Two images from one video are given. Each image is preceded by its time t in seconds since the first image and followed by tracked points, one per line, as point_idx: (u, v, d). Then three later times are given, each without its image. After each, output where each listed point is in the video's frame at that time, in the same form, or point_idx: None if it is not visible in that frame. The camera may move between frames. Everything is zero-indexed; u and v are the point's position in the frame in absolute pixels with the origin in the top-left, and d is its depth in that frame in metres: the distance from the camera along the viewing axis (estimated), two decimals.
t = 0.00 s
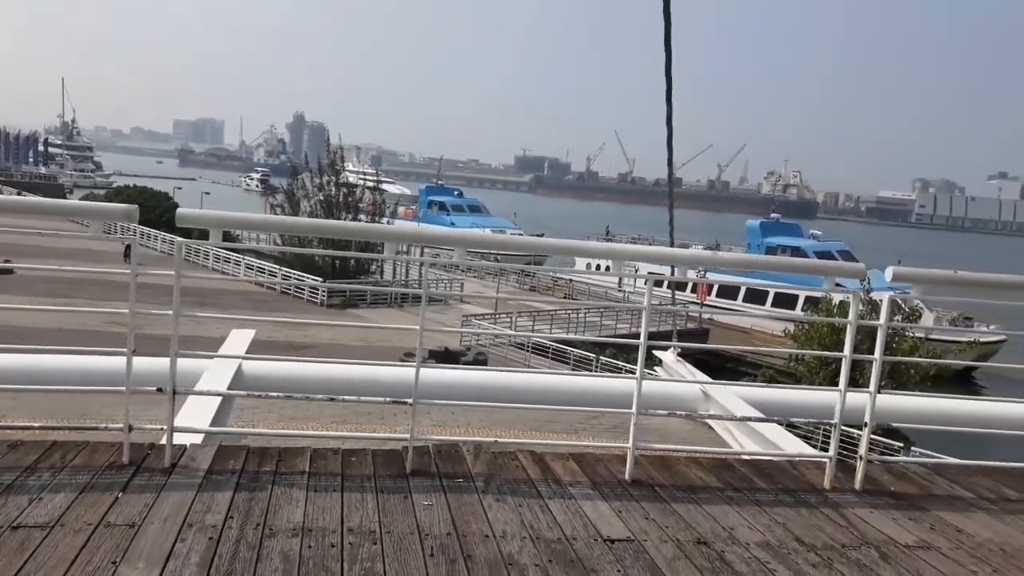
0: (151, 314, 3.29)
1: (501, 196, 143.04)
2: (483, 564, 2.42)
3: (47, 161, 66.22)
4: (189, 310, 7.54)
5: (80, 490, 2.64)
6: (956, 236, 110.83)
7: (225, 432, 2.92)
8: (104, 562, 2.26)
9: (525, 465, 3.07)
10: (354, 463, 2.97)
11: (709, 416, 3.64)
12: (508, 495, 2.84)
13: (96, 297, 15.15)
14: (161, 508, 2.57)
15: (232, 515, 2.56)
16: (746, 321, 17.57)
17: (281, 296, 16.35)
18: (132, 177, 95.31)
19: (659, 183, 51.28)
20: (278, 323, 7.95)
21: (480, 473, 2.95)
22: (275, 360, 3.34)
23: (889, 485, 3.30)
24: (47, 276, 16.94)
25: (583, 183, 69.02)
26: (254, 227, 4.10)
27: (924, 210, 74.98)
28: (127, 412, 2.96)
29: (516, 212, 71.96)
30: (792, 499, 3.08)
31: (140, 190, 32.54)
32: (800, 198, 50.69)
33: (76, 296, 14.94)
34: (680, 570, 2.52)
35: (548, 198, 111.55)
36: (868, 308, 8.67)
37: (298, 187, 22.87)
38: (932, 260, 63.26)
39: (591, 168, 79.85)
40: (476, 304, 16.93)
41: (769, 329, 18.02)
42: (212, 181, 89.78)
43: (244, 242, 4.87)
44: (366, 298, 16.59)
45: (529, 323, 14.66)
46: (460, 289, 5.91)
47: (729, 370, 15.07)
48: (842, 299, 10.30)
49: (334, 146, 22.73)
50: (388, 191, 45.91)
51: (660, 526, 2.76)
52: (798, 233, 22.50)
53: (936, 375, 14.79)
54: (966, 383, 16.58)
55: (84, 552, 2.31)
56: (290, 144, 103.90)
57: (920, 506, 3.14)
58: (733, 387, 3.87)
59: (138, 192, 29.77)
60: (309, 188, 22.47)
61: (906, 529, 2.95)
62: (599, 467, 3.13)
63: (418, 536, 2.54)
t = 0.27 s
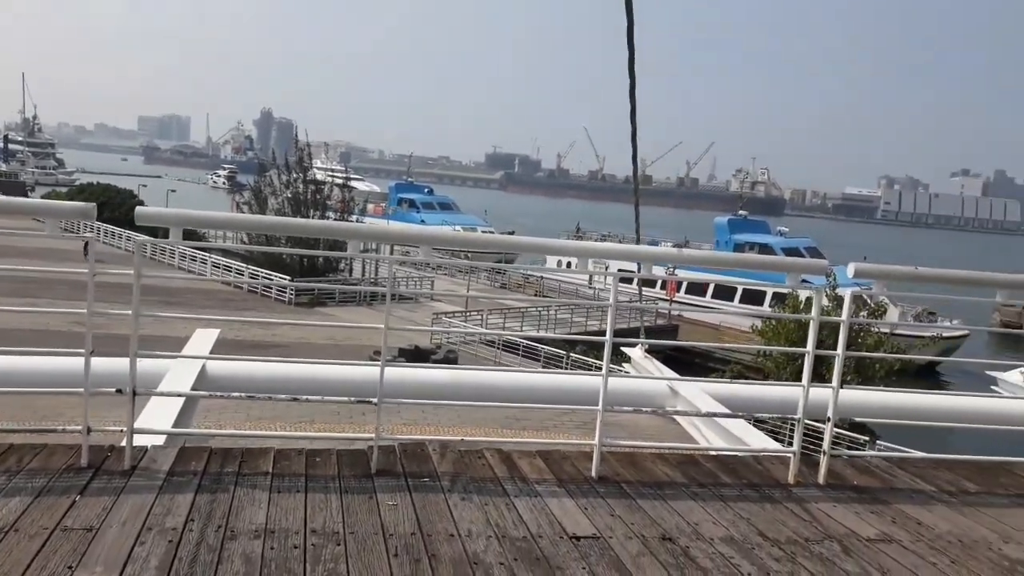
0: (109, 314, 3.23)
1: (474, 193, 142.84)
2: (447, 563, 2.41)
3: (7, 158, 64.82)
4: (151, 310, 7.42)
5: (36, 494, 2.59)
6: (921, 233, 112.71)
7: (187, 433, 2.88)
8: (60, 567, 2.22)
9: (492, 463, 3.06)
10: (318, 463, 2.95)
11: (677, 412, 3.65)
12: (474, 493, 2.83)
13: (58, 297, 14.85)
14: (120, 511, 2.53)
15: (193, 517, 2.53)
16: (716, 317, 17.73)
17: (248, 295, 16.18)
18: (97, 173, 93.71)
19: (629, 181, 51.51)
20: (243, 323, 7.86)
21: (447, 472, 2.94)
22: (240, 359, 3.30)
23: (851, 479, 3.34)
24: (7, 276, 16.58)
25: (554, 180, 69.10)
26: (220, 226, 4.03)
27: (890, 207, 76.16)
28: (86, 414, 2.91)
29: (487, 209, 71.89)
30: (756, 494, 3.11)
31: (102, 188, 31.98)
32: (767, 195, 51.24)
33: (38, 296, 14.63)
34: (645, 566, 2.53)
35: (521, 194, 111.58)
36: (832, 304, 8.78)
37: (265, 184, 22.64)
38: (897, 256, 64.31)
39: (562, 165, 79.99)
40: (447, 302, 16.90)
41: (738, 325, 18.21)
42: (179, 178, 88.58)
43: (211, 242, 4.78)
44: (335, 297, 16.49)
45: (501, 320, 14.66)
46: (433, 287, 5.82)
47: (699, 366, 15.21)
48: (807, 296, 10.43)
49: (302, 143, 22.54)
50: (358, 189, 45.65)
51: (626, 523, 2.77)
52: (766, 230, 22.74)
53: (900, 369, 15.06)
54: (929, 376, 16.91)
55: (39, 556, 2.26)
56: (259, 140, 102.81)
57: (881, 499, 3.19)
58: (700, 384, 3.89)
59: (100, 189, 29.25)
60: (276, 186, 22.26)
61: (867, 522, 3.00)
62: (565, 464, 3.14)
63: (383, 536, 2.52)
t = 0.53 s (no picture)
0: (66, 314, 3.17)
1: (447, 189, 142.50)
2: (412, 562, 2.40)
3: None
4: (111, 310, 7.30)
5: None
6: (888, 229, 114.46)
7: (148, 434, 2.84)
8: (14, 571, 2.17)
9: (458, 461, 3.06)
10: (282, 463, 2.92)
11: (644, 408, 3.67)
12: (439, 492, 2.82)
13: (20, 297, 14.56)
14: (78, 513, 2.49)
15: (153, 520, 2.49)
16: (686, 313, 17.88)
17: (215, 293, 15.99)
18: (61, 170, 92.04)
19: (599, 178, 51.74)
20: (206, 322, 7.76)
21: (412, 471, 2.93)
22: (202, 359, 3.25)
23: (815, 473, 3.38)
24: None
25: (525, 177, 69.17)
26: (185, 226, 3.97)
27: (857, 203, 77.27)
28: (43, 416, 2.85)
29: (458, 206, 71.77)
30: (721, 489, 3.14)
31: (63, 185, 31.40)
32: (736, 191, 51.74)
33: None
34: (610, 562, 2.53)
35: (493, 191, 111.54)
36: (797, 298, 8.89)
37: (232, 181, 22.40)
38: (863, 252, 65.32)
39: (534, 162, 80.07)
40: (417, 300, 16.85)
41: (707, 321, 18.38)
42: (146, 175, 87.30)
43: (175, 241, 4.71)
44: (304, 295, 16.37)
45: (472, 318, 14.64)
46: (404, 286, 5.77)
47: (669, 361, 15.33)
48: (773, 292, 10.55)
49: (270, 140, 22.33)
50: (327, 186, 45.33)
51: (592, 520, 2.78)
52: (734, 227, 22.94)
53: (865, 364, 15.31)
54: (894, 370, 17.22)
55: None
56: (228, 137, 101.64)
57: (844, 493, 3.23)
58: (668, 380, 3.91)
59: (61, 187, 28.73)
60: (243, 183, 22.03)
61: (830, 515, 3.03)
62: (532, 462, 3.14)
63: (346, 536, 2.50)
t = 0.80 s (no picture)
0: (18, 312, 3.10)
1: (417, 185, 141.93)
2: (373, 561, 2.38)
3: None
4: (69, 308, 7.17)
5: None
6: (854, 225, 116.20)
7: (104, 434, 2.79)
8: None
9: (422, 459, 3.04)
10: (242, 462, 2.89)
11: (609, 403, 3.68)
12: (402, 490, 2.81)
13: None
14: (32, 515, 2.44)
15: (108, 521, 2.45)
16: (654, 308, 18.02)
17: (178, 291, 15.77)
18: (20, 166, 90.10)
19: (567, 174, 51.86)
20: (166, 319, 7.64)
21: (375, 469, 2.92)
22: (162, 356, 3.20)
23: (777, 467, 3.42)
24: None
25: (493, 173, 69.10)
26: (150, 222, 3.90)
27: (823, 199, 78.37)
28: None
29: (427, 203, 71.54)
30: (684, 483, 3.16)
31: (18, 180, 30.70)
32: (702, 187, 52.20)
33: None
34: (573, 558, 2.54)
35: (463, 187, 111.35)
36: (761, 292, 8.99)
37: (195, 177, 22.10)
38: (828, 248, 66.29)
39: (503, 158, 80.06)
40: (385, 296, 16.78)
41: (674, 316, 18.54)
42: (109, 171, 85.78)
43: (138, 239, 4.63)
44: (269, 292, 16.22)
45: (440, 315, 14.65)
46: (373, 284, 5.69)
47: (636, 356, 15.44)
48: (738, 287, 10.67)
49: (234, 135, 22.06)
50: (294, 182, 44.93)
51: (556, 516, 2.78)
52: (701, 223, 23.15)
53: (829, 358, 15.56)
54: (857, 364, 17.52)
55: None
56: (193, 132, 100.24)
57: (806, 486, 3.27)
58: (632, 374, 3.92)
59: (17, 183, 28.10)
60: (207, 178, 21.75)
61: (792, 508, 3.07)
62: (496, 458, 3.13)
63: (307, 536, 2.48)
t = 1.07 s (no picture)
0: None
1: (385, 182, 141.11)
2: (332, 563, 2.36)
3: None
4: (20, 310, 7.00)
5: None
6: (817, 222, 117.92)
7: (56, 438, 2.73)
8: None
9: (382, 459, 3.02)
10: (200, 465, 2.85)
11: (572, 399, 3.68)
12: (363, 490, 2.79)
13: None
14: None
15: (59, 527, 2.39)
16: (619, 305, 18.14)
17: (137, 290, 15.50)
18: None
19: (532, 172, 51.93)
20: (121, 319, 7.50)
21: (334, 471, 2.89)
22: (118, 358, 3.14)
23: (737, 462, 3.45)
24: None
25: (459, 170, 69.03)
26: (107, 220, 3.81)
27: (786, 196, 79.48)
28: None
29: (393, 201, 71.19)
30: (646, 479, 3.17)
31: None
32: (666, 185, 52.67)
33: None
34: (534, 556, 2.53)
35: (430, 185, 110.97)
36: (722, 290, 9.08)
37: (154, 174, 21.74)
38: (791, 245, 67.20)
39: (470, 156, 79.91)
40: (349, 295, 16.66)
41: (639, 313, 18.67)
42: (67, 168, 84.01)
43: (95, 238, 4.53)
44: (230, 291, 16.03)
45: (405, 313, 14.64)
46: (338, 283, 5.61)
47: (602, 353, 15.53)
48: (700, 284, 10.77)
49: (194, 131, 21.74)
50: (257, 180, 44.43)
51: (517, 514, 2.77)
52: (666, 220, 23.34)
53: (792, 353, 15.81)
54: (818, 359, 17.82)
55: None
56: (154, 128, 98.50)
57: (765, 480, 3.30)
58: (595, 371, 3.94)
59: None
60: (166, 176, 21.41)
61: (752, 503, 3.10)
62: (458, 457, 3.12)
63: (264, 538, 2.45)
